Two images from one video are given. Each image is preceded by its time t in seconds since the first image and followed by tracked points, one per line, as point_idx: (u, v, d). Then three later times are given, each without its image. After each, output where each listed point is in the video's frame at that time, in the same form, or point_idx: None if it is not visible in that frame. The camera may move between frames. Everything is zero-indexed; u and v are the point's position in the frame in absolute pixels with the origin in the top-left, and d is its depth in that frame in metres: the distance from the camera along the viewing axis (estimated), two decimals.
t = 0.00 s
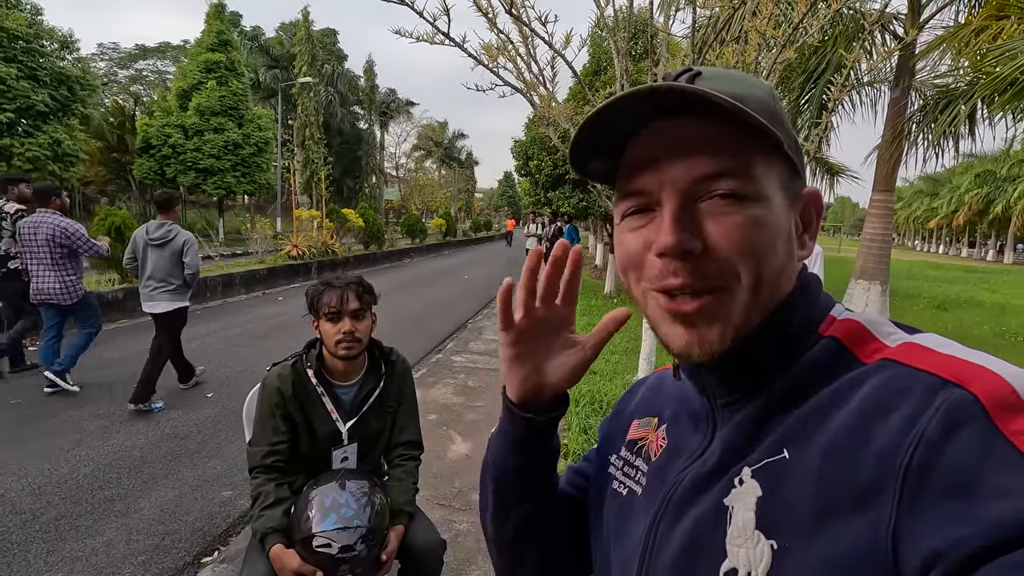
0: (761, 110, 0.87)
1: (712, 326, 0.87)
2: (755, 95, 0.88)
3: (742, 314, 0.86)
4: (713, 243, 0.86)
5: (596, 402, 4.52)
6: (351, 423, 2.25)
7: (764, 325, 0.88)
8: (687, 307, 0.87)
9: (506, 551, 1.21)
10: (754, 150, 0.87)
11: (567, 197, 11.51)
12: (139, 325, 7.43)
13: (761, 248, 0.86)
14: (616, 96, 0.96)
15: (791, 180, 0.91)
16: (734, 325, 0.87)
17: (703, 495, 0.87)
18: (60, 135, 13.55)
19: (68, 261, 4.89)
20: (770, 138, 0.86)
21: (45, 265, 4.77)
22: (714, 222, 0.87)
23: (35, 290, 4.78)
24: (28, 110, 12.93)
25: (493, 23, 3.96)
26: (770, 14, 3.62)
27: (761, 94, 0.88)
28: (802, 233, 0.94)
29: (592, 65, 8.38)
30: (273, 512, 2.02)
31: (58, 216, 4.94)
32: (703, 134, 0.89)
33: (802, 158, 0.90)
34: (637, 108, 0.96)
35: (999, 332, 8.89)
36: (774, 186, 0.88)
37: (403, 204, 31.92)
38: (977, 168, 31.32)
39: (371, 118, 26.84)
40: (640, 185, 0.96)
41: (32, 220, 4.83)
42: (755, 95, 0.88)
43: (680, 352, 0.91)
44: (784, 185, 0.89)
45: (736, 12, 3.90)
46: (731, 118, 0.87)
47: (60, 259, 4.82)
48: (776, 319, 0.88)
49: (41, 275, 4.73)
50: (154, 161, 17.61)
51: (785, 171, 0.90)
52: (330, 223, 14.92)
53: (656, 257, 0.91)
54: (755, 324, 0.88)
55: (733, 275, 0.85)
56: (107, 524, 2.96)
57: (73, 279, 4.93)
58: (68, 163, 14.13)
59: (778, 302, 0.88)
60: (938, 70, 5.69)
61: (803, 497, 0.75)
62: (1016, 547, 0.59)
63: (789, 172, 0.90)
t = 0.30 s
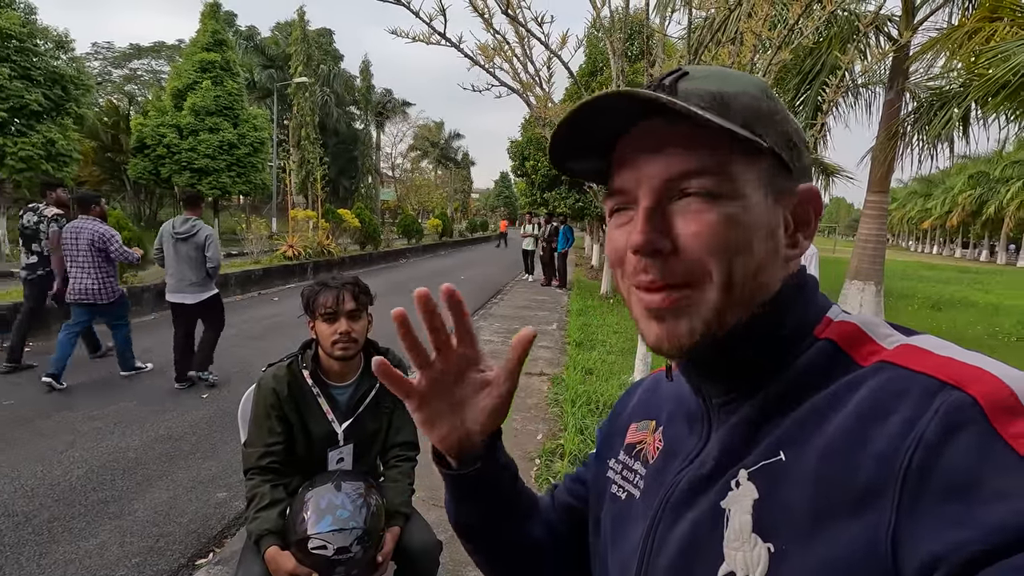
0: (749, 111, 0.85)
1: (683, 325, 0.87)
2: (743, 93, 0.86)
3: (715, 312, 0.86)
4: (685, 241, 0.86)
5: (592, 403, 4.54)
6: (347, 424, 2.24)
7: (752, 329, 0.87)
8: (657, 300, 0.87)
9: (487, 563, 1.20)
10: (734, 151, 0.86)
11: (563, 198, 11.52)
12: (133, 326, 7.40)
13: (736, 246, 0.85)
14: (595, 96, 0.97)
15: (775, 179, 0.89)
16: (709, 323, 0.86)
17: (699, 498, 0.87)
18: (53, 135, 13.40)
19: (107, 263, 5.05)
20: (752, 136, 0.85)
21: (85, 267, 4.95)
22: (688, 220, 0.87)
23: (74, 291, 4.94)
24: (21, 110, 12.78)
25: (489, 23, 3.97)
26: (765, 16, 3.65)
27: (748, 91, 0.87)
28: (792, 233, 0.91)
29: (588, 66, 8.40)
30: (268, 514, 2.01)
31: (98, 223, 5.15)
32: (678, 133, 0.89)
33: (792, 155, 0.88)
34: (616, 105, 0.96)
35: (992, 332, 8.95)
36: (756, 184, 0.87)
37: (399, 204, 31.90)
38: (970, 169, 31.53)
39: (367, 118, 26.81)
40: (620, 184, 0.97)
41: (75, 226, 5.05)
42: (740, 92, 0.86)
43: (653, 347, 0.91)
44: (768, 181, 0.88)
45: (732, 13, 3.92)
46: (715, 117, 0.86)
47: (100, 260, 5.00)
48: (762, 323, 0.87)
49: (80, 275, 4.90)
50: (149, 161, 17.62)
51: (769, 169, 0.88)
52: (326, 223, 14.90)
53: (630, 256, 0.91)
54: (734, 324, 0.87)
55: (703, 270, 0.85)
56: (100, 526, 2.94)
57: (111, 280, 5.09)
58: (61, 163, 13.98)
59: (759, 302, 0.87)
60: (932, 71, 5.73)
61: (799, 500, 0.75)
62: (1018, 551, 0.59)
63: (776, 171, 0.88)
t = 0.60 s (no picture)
0: (676, 118, 0.89)
1: (628, 319, 0.96)
2: (678, 100, 0.89)
3: (652, 307, 0.92)
4: (624, 244, 0.95)
5: (590, 403, 4.56)
6: (347, 425, 2.23)
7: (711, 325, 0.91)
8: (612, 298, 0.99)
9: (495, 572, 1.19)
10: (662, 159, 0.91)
11: (560, 198, 11.53)
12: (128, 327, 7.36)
13: (665, 246, 0.90)
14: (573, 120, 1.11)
15: (718, 177, 0.88)
16: (648, 319, 0.93)
17: (698, 497, 0.87)
18: (49, 135, 13.27)
19: (142, 257, 5.52)
20: (681, 143, 0.88)
21: (125, 262, 5.38)
22: (630, 224, 0.95)
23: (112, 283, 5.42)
24: (16, 109, 12.67)
25: (487, 24, 3.98)
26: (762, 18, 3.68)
27: (689, 95, 0.89)
28: (748, 233, 0.88)
29: (585, 67, 8.41)
30: (268, 515, 2.01)
31: (136, 220, 5.53)
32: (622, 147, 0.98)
33: (742, 154, 0.86)
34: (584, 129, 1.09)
35: (988, 332, 8.98)
36: (691, 186, 0.89)
37: (395, 204, 31.86)
38: (964, 170, 31.74)
39: (363, 118, 26.79)
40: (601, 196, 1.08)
41: (115, 222, 5.42)
42: (685, 97, 0.89)
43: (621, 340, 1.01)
44: (709, 183, 0.89)
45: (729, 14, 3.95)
46: (646, 127, 0.92)
47: (138, 258, 5.44)
48: (733, 321, 0.91)
49: (119, 270, 5.34)
50: (145, 160, 17.47)
51: (707, 169, 0.89)
52: (323, 223, 14.88)
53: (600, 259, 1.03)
54: (679, 319, 0.92)
55: (637, 271, 0.93)
56: (97, 527, 2.92)
57: (144, 273, 5.52)
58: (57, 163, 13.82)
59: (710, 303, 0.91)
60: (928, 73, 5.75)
61: (802, 503, 0.75)
62: None
63: (718, 172, 0.88)
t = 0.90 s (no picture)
0: (646, 136, 1.02)
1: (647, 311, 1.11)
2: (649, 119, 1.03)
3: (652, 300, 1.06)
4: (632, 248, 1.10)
5: (590, 402, 4.56)
6: (353, 421, 2.23)
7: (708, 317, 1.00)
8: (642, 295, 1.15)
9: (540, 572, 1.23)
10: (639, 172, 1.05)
11: (559, 198, 11.52)
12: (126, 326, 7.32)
13: (651, 246, 1.04)
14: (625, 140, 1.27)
15: (682, 179, 0.97)
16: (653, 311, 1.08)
17: (728, 483, 0.89)
18: (45, 133, 13.18)
19: (170, 256, 5.85)
20: (646, 158, 1.02)
21: (157, 261, 5.69)
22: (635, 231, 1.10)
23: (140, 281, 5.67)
24: (12, 108, 12.57)
25: (487, 22, 3.98)
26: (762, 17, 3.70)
27: (656, 115, 1.01)
28: (712, 226, 0.95)
29: (584, 66, 8.43)
30: (275, 511, 2.01)
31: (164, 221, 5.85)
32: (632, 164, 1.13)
33: (696, 157, 0.94)
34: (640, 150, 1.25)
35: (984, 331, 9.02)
36: (662, 191, 1.01)
37: (393, 204, 31.82)
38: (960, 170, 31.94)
39: (361, 118, 26.76)
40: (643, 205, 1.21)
41: (146, 223, 5.70)
42: (655, 116, 1.01)
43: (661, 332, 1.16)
44: (677, 186, 0.98)
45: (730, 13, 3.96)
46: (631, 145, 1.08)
47: (168, 257, 5.78)
48: (732, 314, 0.96)
49: (152, 269, 5.64)
50: (141, 160, 17.38)
51: (672, 175, 0.99)
52: (321, 223, 14.85)
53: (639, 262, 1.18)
54: (671, 310, 1.04)
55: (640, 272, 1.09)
56: (99, 526, 2.91)
57: (168, 272, 5.83)
58: (53, 161, 13.74)
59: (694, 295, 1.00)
60: (925, 72, 5.78)
61: (828, 491, 0.76)
62: None
63: (680, 178, 0.98)
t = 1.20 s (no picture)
0: (710, 109, 0.90)
1: (685, 314, 0.94)
2: (709, 91, 0.91)
3: (712, 298, 0.91)
4: (671, 239, 0.95)
5: (589, 402, 4.56)
6: (352, 422, 2.22)
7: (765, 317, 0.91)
8: (663, 296, 0.96)
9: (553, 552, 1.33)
10: (707, 148, 0.91)
11: (556, 197, 11.51)
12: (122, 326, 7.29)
13: (720, 233, 0.90)
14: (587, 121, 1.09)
15: (761, 163, 0.89)
16: (709, 310, 0.92)
17: (738, 486, 0.89)
18: (41, 132, 13.11)
19: (191, 252, 6.25)
20: (723, 132, 0.89)
21: (175, 254, 6.08)
22: (673, 220, 0.95)
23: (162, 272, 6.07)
24: (8, 106, 12.50)
25: (486, 22, 3.98)
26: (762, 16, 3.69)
27: (720, 90, 0.89)
28: (791, 215, 0.90)
29: (582, 65, 8.42)
30: (274, 513, 1.99)
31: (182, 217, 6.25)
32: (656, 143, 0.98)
33: (777, 141, 0.87)
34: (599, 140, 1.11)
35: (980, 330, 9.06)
36: (736, 173, 0.90)
37: (390, 203, 31.80)
38: (955, 170, 32.05)
39: (358, 117, 26.72)
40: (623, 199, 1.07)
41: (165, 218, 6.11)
42: (716, 92, 0.90)
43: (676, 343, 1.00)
44: (750, 168, 0.89)
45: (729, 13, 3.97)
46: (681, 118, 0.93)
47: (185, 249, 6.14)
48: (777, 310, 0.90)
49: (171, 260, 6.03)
50: (138, 159, 17.32)
51: (750, 157, 0.89)
52: (318, 222, 14.81)
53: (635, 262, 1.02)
54: (739, 308, 0.91)
55: (693, 263, 0.92)
56: (96, 527, 2.89)
57: (189, 264, 6.21)
58: (49, 160, 13.69)
59: (763, 288, 0.90)
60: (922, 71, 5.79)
61: (839, 492, 0.75)
62: None
63: (765, 158, 0.89)
